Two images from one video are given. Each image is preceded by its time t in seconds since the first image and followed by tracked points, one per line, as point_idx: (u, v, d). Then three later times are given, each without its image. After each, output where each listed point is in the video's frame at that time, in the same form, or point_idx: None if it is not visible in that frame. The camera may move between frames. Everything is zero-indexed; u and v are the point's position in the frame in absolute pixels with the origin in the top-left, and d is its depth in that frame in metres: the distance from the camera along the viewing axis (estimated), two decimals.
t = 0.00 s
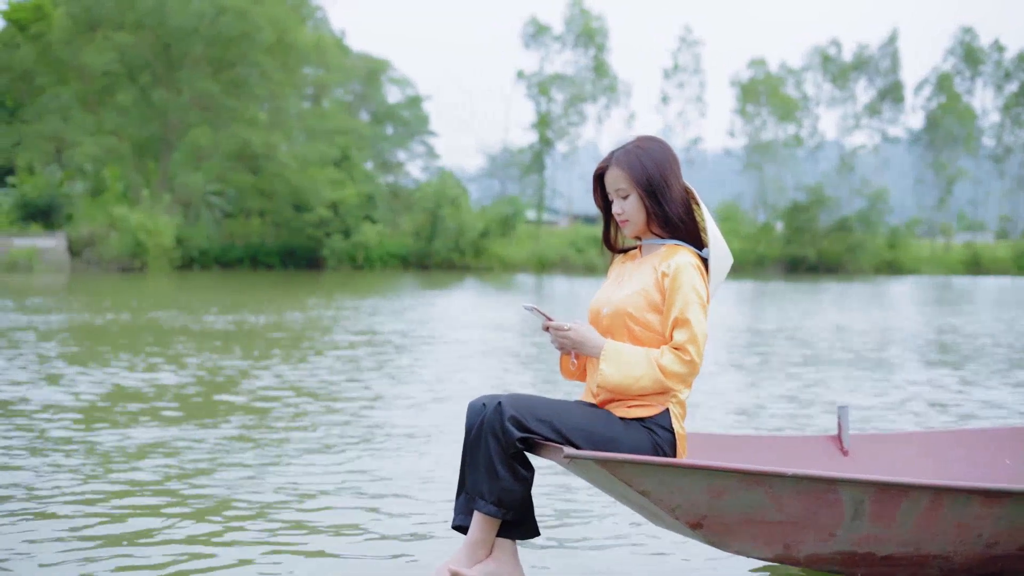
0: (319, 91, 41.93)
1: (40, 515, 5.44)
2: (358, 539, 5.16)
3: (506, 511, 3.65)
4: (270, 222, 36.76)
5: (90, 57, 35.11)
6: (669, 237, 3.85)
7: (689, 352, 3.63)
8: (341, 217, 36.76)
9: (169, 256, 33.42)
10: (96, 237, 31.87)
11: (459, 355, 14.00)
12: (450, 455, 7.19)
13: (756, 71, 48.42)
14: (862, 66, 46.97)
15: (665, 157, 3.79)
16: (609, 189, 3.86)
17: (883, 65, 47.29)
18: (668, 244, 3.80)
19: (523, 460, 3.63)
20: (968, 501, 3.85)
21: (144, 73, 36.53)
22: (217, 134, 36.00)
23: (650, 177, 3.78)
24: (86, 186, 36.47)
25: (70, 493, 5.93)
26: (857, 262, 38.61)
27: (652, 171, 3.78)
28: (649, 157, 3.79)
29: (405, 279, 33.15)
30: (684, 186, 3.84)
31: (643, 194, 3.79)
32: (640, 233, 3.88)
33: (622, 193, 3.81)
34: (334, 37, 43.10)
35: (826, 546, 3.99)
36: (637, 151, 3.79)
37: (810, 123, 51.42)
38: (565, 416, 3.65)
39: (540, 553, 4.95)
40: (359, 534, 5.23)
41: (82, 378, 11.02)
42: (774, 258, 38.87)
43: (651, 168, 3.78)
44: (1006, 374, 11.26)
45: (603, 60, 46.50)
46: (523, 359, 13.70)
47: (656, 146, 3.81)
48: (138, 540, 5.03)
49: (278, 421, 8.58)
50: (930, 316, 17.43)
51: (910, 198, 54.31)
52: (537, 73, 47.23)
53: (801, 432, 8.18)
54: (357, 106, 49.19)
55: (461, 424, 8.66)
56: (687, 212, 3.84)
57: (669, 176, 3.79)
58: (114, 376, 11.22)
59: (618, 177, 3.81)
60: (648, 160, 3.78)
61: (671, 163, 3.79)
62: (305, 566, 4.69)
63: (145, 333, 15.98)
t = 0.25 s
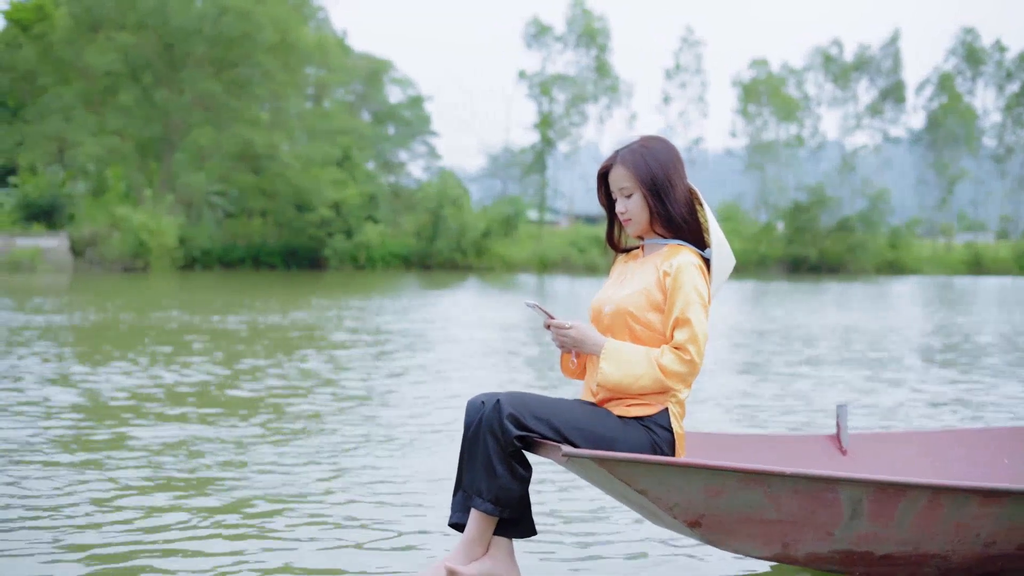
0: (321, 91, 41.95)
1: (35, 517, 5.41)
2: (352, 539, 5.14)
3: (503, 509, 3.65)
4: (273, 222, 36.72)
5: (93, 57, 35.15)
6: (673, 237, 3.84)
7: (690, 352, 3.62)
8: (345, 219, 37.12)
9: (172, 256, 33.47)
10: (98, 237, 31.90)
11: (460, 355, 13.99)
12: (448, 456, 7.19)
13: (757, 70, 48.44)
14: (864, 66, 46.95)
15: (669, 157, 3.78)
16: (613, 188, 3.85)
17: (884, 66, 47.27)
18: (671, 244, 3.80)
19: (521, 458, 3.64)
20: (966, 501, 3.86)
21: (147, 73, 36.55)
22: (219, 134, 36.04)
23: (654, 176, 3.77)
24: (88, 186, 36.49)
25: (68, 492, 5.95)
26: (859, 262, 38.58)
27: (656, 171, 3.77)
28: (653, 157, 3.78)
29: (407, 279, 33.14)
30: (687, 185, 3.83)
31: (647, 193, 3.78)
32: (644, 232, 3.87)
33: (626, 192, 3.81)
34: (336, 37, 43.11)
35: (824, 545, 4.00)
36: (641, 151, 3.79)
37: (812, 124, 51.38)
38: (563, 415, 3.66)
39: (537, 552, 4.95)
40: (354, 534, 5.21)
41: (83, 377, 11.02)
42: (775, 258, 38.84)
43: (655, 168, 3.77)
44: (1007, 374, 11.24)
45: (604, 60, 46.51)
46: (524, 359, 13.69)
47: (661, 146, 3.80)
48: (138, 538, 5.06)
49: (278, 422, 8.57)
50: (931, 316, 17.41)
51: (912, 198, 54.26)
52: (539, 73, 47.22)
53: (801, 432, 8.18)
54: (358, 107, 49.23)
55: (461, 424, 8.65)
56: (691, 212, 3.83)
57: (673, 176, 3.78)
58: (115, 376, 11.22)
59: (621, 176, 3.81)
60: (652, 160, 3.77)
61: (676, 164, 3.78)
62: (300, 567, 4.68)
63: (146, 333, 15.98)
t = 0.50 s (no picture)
0: (322, 91, 41.98)
1: (34, 516, 5.37)
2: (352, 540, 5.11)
3: (499, 506, 3.66)
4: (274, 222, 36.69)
5: (95, 57, 35.17)
6: (674, 236, 3.84)
7: (690, 350, 3.63)
8: (347, 219, 37.13)
9: (174, 256, 33.49)
10: (101, 237, 31.93)
11: (460, 355, 13.98)
12: (448, 455, 7.19)
13: (758, 70, 48.44)
14: (865, 66, 46.94)
15: (672, 156, 3.78)
16: (615, 186, 3.85)
17: (885, 66, 47.27)
18: (672, 242, 3.80)
19: (518, 456, 3.65)
20: (964, 500, 3.86)
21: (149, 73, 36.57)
22: (222, 134, 36.06)
23: (656, 175, 3.77)
24: (90, 185, 36.49)
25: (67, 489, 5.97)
26: (860, 262, 38.58)
27: (659, 170, 3.77)
28: (656, 155, 3.78)
29: (409, 279, 33.14)
30: (689, 184, 3.84)
31: (649, 192, 3.79)
32: (645, 231, 3.87)
33: (628, 190, 3.81)
34: (337, 37, 43.13)
35: (822, 543, 4.00)
36: (644, 149, 3.79)
37: (813, 124, 51.34)
38: (562, 413, 3.66)
39: (536, 551, 4.96)
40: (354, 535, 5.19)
41: (83, 378, 11.02)
42: (777, 258, 38.85)
43: (657, 166, 3.78)
44: (1007, 374, 11.24)
45: (606, 60, 46.52)
46: (525, 359, 13.68)
47: (663, 145, 3.81)
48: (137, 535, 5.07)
49: (278, 421, 8.58)
50: (931, 316, 17.40)
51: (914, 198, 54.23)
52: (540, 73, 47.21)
53: (801, 431, 8.17)
54: (359, 107, 49.25)
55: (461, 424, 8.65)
56: (693, 211, 3.84)
57: (675, 176, 3.79)
58: (115, 376, 11.20)
59: (624, 174, 3.81)
60: (655, 158, 3.77)
61: (678, 163, 3.79)
62: (295, 566, 4.68)
63: (146, 333, 15.98)
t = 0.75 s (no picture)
0: (324, 91, 41.99)
1: (33, 516, 5.40)
2: (356, 544, 5.06)
3: (495, 504, 3.66)
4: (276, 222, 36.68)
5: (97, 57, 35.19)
6: (673, 235, 3.85)
7: (689, 349, 3.63)
8: (348, 219, 37.13)
9: (176, 256, 33.52)
10: (103, 237, 31.95)
11: (462, 355, 13.97)
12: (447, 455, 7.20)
13: (760, 70, 48.43)
14: (866, 66, 46.91)
15: (672, 155, 3.78)
16: (615, 184, 3.86)
17: (887, 66, 47.25)
18: (671, 241, 3.80)
19: (515, 453, 3.65)
20: (962, 498, 3.86)
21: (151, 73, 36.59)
22: (224, 134, 36.09)
23: (656, 173, 3.78)
24: (91, 185, 36.50)
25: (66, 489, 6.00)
26: (861, 262, 38.60)
27: (659, 168, 3.78)
28: (655, 154, 3.78)
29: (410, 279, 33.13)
30: (689, 183, 3.84)
31: (649, 190, 3.79)
32: (644, 229, 3.87)
33: (628, 188, 3.82)
34: (339, 37, 43.16)
35: (820, 541, 4.00)
36: (644, 148, 3.79)
37: (814, 124, 51.29)
38: (559, 410, 3.67)
39: (534, 549, 4.96)
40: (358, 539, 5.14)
41: (83, 377, 11.02)
42: (778, 258, 38.83)
43: (657, 165, 3.78)
44: (1007, 374, 11.23)
45: (607, 60, 46.52)
46: (525, 359, 13.68)
47: (664, 144, 3.81)
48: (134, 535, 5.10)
49: (278, 421, 8.58)
50: (932, 316, 17.38)
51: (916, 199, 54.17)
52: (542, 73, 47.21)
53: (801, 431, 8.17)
54: (361, 107, 49.28)
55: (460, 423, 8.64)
56: (692, 210, 3.84)
57: (675, 175, 3.79)
58: (115, 376, 11.20)
59: (624, 173, 3.81)
60: (655, 157, 3.78)
61: (678, 162, 3.79)
62: (291, 567, 4.68)
63: (149, 333, 15.97)
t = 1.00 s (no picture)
0: (325, 91, 42.01)
1: (33, 515, 5.43)
2: (359, 545, 5.02)
3: (492, 502, 3.68)
4: (278, 222, 36.67)
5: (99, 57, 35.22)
6: (671, 233, 3.85)
7: (688, 347, 3.64)
8: (350, 219, 37.16)
9: (178, 255, 33.57)
10: (106, 237, 32.00)
11: (462, 355, 13.96)
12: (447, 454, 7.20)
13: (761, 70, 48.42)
14: (867, 66, 46.89)
15: (671, 154, 3.79)
16: (613, 183, 3.87)
17: (888, 66, 47.22)
18: (669, 239, 3.81)
19: (513, 451, 3.67)
20: (960, 495, 3.87)
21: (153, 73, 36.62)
22: (226, 134, 36.12)
23: (654, 172, 3.78)
24: (93, 185, 36.52)
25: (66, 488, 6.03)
26: (862, 262, 38.64)
27: (657, 167, 3.78)
28: (654, 153, 3.79)
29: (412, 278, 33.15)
30: (687, 182, 3.85)
31: (647, 188, 3.80)
32: (642, 228, 3.88)
33: (626, 186, 3.82)
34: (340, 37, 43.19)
35: (818, 540, 4.01)
36: (642, 146, 3.80)
37: (816, 124, 51.26)
38: (558, 408, 3.68)
39: (532, 548, 4.97)
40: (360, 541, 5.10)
41: (84, 377, 11.02)
42: (779, 258, 38.81)
43: (656, 164, 3.79)
44: (1007, 374, 11.23)
45: (608, 60, 46.53)
46: (526, 359, 13.68)
47: (662, 142, 3.81)
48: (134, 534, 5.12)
49: (279, 421, 8.58)
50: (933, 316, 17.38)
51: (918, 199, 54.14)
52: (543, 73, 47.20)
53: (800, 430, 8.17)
54: (362, 107, 49.32)
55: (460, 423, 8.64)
56: (690, 208, 3.85)
57: (673, 174, 3.80)
58: (116, 376, 11.19)
59: (622, 171, 3.82)
60: (653, 155, 3.78)
61: (677, 161, 3.80)
62: (289, 566, 4.68)
63: (150, 333, 15.97)
